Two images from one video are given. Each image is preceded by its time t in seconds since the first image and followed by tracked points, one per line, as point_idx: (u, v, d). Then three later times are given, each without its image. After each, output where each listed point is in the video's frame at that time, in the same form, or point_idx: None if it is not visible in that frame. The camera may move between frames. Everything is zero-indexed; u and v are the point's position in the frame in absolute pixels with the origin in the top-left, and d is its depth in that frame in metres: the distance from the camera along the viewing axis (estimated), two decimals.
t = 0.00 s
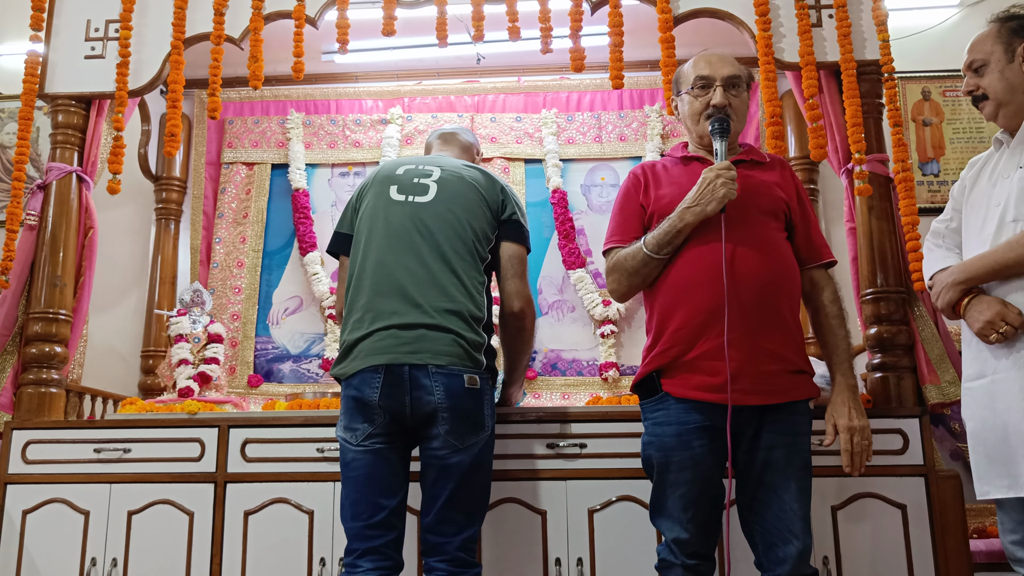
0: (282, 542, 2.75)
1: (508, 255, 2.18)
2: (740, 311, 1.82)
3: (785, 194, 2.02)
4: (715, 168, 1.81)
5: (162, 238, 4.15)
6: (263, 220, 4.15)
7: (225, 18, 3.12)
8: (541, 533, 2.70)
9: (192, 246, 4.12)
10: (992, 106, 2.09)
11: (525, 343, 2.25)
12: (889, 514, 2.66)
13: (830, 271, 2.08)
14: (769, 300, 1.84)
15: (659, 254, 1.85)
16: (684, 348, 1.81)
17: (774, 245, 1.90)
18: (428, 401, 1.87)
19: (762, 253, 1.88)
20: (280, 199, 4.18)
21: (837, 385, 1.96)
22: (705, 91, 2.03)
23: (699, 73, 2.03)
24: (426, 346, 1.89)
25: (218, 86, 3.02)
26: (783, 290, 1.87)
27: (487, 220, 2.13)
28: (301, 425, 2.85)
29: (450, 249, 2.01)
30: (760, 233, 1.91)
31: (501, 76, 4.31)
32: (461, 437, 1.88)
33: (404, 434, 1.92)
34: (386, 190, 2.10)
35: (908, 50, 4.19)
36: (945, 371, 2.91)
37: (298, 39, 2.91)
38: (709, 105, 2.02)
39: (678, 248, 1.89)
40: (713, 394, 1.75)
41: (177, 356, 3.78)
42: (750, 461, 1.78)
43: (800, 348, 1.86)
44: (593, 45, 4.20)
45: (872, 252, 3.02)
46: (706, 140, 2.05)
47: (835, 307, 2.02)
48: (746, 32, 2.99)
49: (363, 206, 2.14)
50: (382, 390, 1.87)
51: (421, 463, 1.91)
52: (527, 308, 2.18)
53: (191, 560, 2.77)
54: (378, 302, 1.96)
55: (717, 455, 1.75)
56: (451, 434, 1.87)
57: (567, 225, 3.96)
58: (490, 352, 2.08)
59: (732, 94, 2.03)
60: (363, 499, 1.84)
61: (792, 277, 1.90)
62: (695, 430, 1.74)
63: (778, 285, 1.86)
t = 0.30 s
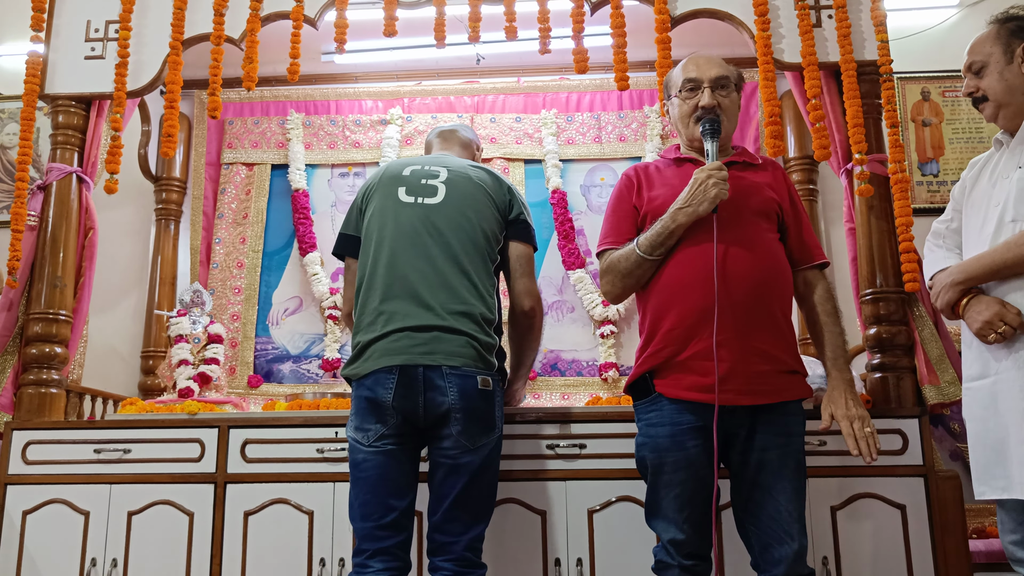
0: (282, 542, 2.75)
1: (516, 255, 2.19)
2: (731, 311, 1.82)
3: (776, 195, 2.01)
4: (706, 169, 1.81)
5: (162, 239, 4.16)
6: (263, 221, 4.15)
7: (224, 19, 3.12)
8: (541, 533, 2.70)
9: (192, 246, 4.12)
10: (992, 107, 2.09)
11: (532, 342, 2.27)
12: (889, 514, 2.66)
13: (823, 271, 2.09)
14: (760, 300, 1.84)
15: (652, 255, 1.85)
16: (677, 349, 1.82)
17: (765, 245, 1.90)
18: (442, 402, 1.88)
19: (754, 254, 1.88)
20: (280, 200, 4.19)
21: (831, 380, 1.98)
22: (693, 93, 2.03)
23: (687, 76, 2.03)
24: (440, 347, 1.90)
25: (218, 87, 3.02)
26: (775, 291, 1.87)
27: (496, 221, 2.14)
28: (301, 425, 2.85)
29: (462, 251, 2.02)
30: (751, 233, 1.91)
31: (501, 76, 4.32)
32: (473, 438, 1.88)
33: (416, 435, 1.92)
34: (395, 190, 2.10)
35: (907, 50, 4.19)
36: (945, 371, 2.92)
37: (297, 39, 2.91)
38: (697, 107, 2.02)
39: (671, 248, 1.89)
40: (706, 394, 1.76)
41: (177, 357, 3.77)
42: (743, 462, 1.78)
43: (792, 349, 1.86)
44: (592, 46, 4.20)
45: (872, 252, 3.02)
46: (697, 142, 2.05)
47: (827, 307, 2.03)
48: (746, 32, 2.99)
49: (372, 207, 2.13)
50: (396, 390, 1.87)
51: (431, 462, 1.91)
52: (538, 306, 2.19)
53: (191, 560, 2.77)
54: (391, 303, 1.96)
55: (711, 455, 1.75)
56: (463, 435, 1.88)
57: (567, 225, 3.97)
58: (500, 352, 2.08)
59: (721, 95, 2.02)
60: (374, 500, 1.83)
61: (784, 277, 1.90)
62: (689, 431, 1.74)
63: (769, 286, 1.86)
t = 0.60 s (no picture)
0: (282, 543, 2.75)
1: (521, 252, 2.22)
2: (726, 312, 1.82)
3: (768, 199, 2.02)
4: (700, 170, 1.80)
5: (162, 239, 4.16)
6: (263, 221, 4.15)
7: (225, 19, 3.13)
8: (541, 533, 2.70)
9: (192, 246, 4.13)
10: (993, 108, 2.09)
11: (532, 339, 2.28)
12: (889, 514, 2.67)
13: (813, 273, 2.10)
14: (754, 301, 1.85)
15: (647, 257, 1.85)
16: (672, 350, 1.82)
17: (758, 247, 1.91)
18: (449, 403, 1.88)
19: (748, 255, 1.89)
20: (280, 200, 4.19)
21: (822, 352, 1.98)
22: (698, 96, 2.02)
23: (693, 78, 2.02)
24: (449, 349, 1.90)
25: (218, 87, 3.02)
26: (769, 292, 1.88)
27: (502, 221, 2.14)
28: (301, 425, 2.85)
29: (469, 252, 2.02)
30: (744, 235, 1.92)
31: (501, 77, 4.32)
32: (480, 439, 1.89)
33: (422, 435, 1.92)
34: (402, 191, 2.09)
35: (907, 50, 4.19)
36: (945, 371, 2.93)
37: (298, 39, 2.91)
38: (700, 110, 2.02)
39: (666, 250, 1.89)
40: (702, 395, 1.76)
41: (177, 357, 3.80)
42: (739, 462, 1.78)
43: (785, 349, 1.87)
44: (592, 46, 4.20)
45: (873, 252, 3.03)
46: (694, 146, 2.06)
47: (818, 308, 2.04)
48: (746, 33, 3.00)
49: (377, 208, 2.12)
50: (404, 392, 1.88)
51: (436, 462, 1.92)
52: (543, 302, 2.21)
53: (191, 561, 2.77)
54: (399, 305, 1.96)
55: (707, 455, 1.76)
56: (471, 436, 1.88)
57: (567, 225, 3.97)
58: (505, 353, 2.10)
59: (725, 101, 2.03)
60: (380, 500, 1.83)
61: (777, 279, 1.91)
62: (684, 431, 1.74)
63: (763, 287, 1.87)
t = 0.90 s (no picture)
0: (282, 542, 2.75)
1: (526, 252, 2.21)
2: (722, 315, 1.83)
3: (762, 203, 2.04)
4: (701, 174, 1.82)
5: (162, 239, 4.16)
6: (263, 221, 4.15)
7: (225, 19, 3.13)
8: (541, 533, 2.70)
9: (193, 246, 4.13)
10: (993, 108, 2.09)
11: (535, 337, 2.29)
12: (889, 514, 2.67)
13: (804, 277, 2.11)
14: (749, 304, 1.86)
15: (644, 258, 1.84)
16: (667, 351, 1.81)
17: (752, 251, 1.92)
18: (454, 404, 1.89)
19: (743, 259, 1.89)
20: (280, 200, 4.19)
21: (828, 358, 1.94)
22: (708, 101, 2.02)
23: (705, 81, 2.02)
24: (454, 350, 1.91)
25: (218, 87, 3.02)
26: (762, 296, 1.89)
27: (507, 222, 2.14)
28: (301, 425, 2.85)
29: (476, 253, 2.02)
30: (739, 238, 1.92)
31: (501, 77, 4.32)
32: (484, 439, 1.90)
33: (425, 435, 1.93)
34: (408, 190, 2.09)
35: (907, 51, 4.19)
36: (945, 371, 2.93)
37: (299, 39, 2.91)
38: (708, 115, 2.02)
39: (662, 252, 1.89)
40: (698, 397, 1.75)
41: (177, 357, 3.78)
42: (734, 463, 1.78)
43: (778, 352, 1.87)
44: (592, 46, 4.20)
45: (873, 253, 3.03)
46: (694, 149, 2.06)
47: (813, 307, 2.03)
48: (746, 33, 3.00)
49: (383, 206, 2.11)
50: (409, 392, 1.88)
51: (438, 462, 1.92)
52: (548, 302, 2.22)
53: (191, 561, 2.77)
54: (405, 306, 1.96)
55: (702, 456, 1.76)
56: (475, 436, 1.89)
57: (567, 225, 3.98)
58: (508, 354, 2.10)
59: (732, 110, 2.04)
60: (382, 499, 1.84)
61: (769, 283, 1.92)
62: (679, 432, 1.74)
63: (757, 291, 1.88)
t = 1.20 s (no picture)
0: (282, 542, 2.75)
1: (529, 253, 2.21)
2: (718, 316, 1.83)
3: (757, 204, 2.04)
4: (697, 174, 1.82)
5: (162, 239, 4.15)
6: (263, 221, 4.15)
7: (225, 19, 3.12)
8: (541, 533, 2.70)
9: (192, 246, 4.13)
10: (993, 108, 2.09)
11: (537, 338, 2.29)
12: (888, 514, 2.67)
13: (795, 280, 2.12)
14: (745, 304, 1.86)
15: (639, 258, 1.84)
16: (664, 352, 1.81)
17: (748, 252, 1.92)
18: (453, 406, 1.89)
19: (740, 260, 1.90)
20: (279, 200, 4.19)
21: (812, 391, 1.96)
22: (698, 101, 2.02)
23: (693, 82, 2.03)
24: (456, 353, 1.91)
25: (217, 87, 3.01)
26: (758, 297, 1.89)
27: (512, 224, 2.14)
28: (301, 425, 2.85)
29: (480, 255, 2.02)
30: (734, 239, 1.92)
31: (500, 77, 4.32)
32: (483, 441, 1.90)
33: (422, 435, 1.92)
34: (416, 188, 2.08)
35: (907, 51, 4.19)
36: (944, 371, 2.95)
37: (298, 40, 2.91)
38: (699, 115, 2.02)
39: (659, 252, 1.89)
40: (695, 398, 1.75)
41: (177, 357, 3.78)
42: (730, 464, 1.78)
43: (773, 353, 1.87)
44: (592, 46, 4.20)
45: (873, 253, 3.02)
46: (687, 149, 2.06)
47: (799, 317, 2.07)
48: (745, 33, 3.00)
49: (389, 202, 2.10)
50: (409, 395, 1.88)
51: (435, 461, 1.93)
52: (550, 305, 2.21)
53: (191, 561, 2.77)
54: (408, 306, 1.96)
55: (698, 456, 1.76)
56: (474, 437, 1.89)
57: (567, 225, 3.98)
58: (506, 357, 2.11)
59: (723, 109, 2.03)
60: (376, 501, 1.84)
61: (764, 285, 1.93)
62: (675, 432, 1.74)
63: (753, 292, 1.89)
